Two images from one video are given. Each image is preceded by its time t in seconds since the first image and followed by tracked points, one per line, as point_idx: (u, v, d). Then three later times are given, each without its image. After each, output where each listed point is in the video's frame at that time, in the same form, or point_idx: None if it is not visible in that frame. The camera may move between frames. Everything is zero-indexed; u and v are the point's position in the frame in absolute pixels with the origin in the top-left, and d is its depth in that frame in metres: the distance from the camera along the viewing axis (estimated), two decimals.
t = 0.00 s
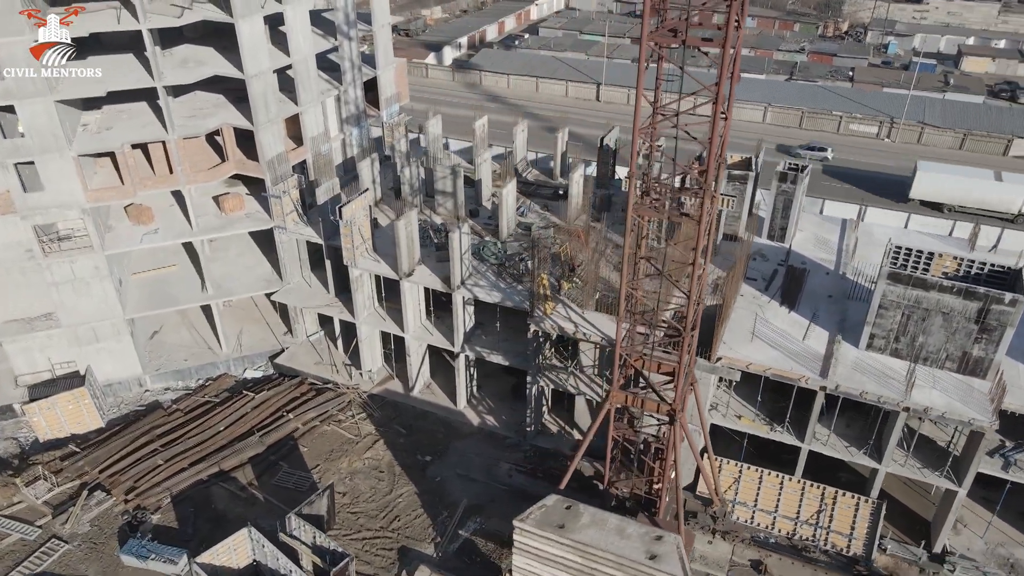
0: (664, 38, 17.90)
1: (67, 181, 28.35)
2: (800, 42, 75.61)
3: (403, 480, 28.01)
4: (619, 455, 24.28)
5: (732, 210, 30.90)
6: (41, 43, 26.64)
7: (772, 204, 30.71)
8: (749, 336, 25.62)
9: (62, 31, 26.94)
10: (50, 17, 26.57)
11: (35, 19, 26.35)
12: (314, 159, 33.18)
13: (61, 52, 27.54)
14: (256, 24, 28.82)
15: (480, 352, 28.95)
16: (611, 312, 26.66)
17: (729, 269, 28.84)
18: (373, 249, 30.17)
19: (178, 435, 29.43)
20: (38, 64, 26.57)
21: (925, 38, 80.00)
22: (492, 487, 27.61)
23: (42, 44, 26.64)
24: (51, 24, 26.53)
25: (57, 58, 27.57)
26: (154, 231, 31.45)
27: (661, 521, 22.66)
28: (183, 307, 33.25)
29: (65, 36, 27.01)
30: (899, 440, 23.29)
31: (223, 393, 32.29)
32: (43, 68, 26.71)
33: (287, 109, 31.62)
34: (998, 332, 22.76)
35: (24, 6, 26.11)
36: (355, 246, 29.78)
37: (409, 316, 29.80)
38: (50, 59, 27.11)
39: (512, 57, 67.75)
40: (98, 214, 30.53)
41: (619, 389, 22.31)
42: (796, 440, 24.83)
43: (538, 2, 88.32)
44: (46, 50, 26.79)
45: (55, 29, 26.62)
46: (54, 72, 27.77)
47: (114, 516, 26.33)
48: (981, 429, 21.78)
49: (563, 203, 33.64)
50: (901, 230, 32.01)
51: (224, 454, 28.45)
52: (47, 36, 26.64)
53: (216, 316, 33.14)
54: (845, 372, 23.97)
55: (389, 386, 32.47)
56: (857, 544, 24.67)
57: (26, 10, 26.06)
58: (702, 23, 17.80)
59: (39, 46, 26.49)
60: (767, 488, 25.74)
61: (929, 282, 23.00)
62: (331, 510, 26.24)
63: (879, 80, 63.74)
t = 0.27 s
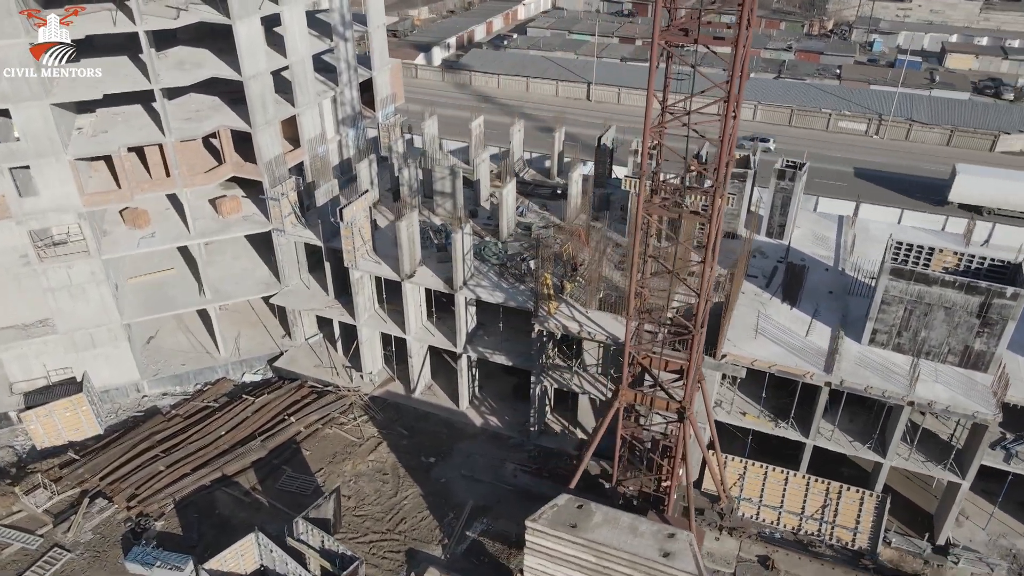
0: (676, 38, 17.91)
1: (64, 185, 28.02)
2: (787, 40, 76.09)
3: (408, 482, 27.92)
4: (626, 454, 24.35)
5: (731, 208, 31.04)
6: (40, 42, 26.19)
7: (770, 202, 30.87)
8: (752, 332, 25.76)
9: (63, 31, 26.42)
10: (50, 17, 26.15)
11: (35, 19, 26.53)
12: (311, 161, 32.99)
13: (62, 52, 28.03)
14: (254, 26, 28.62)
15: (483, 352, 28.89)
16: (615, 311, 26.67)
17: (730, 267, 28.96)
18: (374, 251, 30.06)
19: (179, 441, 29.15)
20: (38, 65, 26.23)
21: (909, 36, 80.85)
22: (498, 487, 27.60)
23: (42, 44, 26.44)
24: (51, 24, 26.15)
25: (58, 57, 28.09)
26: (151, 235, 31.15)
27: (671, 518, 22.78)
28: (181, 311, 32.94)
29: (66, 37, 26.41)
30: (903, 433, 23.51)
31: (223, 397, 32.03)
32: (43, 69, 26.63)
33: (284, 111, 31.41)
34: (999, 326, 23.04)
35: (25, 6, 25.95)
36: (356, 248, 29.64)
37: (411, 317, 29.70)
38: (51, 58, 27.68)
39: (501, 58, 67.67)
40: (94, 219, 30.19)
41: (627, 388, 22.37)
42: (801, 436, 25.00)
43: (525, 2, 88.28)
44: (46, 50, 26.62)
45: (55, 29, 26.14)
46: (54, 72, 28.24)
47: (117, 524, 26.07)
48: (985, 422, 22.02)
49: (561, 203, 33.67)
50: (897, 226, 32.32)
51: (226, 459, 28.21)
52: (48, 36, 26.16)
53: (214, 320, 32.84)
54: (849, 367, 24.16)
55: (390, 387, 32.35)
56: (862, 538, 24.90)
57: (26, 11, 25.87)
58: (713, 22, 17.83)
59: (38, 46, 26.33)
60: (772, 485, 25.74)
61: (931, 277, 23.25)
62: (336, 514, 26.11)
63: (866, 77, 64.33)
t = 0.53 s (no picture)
0: (686, 37, 17.95)
1: (60, 189, 27.73)
2: (775, 38, 76.52)
3: (412, 484, 27.85)
4: (632, 452, 24.41)
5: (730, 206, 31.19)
6: (38, 41, 25.78)
7: (768, 200, 31.04)
8: (755, 330, 25.89)
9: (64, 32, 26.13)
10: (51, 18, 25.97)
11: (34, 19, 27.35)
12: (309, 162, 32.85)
13: (63, 52, 28.72)
14: (252, 27, 28.46)
15: (486, 352, 28.88)
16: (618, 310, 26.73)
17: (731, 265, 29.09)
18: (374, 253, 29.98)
19: (179, 446, 28.91)
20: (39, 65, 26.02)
21: (895, 34, 81.52)
22: (502, 487, 27.59)
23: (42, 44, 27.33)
24: (51, 25, 25.96)
25: (58, 58, 28.73)
26: (148, 239, 30.89)
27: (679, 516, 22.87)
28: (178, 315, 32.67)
29: (65, 37, 26.04)
30: (906, 428, 23.70)
31: (222, 401, 31.80)
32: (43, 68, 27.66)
33: (282, 113, 31.25)
34: (1000, 321, 23.31)
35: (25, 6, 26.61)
36: (356, 250, 29.53)
37: (412, 318, 29.62)
38: (51, 58, 28.35)
39: (493, 58, 67.64)
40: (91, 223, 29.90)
41: (635, 387, 22.43)
42: (804, 432, 25.16)
43: (514, 2, 88.26)
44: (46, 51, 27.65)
45: (55, 29, 25.89)
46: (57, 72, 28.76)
47: (120, 530, 25.85)
48: (988, 416, 22.23)
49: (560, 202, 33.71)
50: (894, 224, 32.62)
51: (228, 464, 28.01)
52: (48, 36, 25.80)
53: (212, 324, 32.57)
54: (852, 363, 24.33)
55: (391, 389, 32.27)
56: (866, 533, 25.02)
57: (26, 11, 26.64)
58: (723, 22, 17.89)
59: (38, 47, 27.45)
60: (776, 481, 25.98)
61: (932, 273, 23.47)
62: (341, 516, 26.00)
63: (855, 75, 64.79)
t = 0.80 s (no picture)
0: (698, 37, 18.07)
1: (55, 194, 27.35)
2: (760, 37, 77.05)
3: (417, 486, 27.76)
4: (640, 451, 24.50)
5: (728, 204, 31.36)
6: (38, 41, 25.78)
7: (766, 197, 31.25)
8: (758, 327, 26.05)
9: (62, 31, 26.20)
10: (51, 19, 26.27)
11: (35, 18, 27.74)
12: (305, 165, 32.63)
13: (63, 52, 28.62)
14: (248, 29, 28.24)
15: (488, 353, 28.86)
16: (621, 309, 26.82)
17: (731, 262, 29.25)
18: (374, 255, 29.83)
19: (180, 453, 28.60)
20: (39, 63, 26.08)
21: (877, 32, 82.36)
22: (508, 488, 27.56)
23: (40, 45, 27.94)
24: (50, 26, 26.39)
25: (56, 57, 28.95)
26: (144, 244, 30.53)
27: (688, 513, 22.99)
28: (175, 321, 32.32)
29: (64, 36, 26.13)
30: (909, 422, 23.96)
31: (222, 407, 31.52)
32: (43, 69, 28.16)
33: (278, 115, 31.02)
34: (1000, 314, 23.64)
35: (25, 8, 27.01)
36: (357, 252, 29.38)
37: (414, 320, 29.52)
38: (51, 58, 28.46)
39: (480, 58, 67.57)
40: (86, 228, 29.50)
41: (644, 385, 22.52)
42: (808, 427, 25.36)
43: (499, 3, 88.18)
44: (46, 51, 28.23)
45: (54, 30, 26.08)
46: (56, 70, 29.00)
47: (123, 539, 25.54)
48: (991, 408, 22.52)
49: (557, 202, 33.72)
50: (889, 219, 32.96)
51: (230, 470, 27.75)
52: (48, 36, 25.86)
53: (209, 329, 32.26)
54: (855, 359, 24.55)
55: (392, 391, 32.14)
56: (870, 526, 25.28)
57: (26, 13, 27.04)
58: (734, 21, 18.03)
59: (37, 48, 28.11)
60: (781, 476, 26.17)
61: (933, 268, 23.73)
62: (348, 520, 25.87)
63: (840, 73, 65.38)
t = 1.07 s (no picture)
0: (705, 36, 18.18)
1: (52, 199, 27.07)
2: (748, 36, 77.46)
3: (421, 488, 27.71)
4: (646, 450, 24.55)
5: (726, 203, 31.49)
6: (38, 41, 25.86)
7: (764, 196, 31.40)
8: (760, 324, 26.17)
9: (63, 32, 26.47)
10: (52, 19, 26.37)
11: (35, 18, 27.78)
12: (302, 166, 32.45)
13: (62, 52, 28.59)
14: (246, 31, 28.07)
15: (491, 354, 28.84)
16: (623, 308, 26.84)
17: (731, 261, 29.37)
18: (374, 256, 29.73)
19: (180, 458, 28.35)
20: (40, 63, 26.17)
21: (863, 31, 83.05)
22: (512, 488, 27.55)
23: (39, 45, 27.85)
24: (51, 25, 26.45)
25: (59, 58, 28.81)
26: (141, 248, 30.26)
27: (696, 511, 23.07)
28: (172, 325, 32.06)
29: (64, 37, 26.35)
30: (912, 417, 24.15)
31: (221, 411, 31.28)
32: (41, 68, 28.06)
33: (275, 117, 30.85)
34: (1000, 309, 23.88)
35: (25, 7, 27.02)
36: (357, 253, 29.27)
37: (415, 322, 29.45)
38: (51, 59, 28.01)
39: (471, 58, 67.49)
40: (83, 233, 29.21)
41: (651, 384, 22.57)
42: (811, 424, 25.51)
43: (487, 3, 88.10)
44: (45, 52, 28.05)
45: (55, 30, 26.18)
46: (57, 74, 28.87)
47: (126, 546, 25.32)
48: (993, 402, 22.73)
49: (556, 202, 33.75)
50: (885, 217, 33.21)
51: (232, 475, 27.56)
52: (48, 36, 25.97)
53: (207, 333, 32.03)
54: (858, 355, 24.73)
55: (392, 393, 32.04)
56: (873, 521, 25.46)
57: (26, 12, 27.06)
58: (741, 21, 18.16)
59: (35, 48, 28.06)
60: (784, 472, 26.34)
61: (934, 264, 23.94)
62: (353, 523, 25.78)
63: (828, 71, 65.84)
